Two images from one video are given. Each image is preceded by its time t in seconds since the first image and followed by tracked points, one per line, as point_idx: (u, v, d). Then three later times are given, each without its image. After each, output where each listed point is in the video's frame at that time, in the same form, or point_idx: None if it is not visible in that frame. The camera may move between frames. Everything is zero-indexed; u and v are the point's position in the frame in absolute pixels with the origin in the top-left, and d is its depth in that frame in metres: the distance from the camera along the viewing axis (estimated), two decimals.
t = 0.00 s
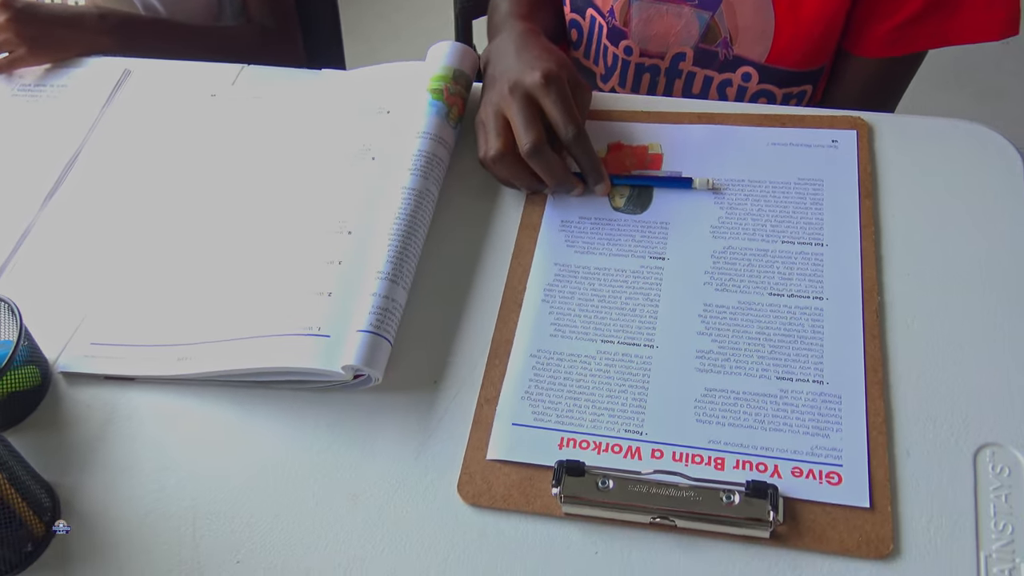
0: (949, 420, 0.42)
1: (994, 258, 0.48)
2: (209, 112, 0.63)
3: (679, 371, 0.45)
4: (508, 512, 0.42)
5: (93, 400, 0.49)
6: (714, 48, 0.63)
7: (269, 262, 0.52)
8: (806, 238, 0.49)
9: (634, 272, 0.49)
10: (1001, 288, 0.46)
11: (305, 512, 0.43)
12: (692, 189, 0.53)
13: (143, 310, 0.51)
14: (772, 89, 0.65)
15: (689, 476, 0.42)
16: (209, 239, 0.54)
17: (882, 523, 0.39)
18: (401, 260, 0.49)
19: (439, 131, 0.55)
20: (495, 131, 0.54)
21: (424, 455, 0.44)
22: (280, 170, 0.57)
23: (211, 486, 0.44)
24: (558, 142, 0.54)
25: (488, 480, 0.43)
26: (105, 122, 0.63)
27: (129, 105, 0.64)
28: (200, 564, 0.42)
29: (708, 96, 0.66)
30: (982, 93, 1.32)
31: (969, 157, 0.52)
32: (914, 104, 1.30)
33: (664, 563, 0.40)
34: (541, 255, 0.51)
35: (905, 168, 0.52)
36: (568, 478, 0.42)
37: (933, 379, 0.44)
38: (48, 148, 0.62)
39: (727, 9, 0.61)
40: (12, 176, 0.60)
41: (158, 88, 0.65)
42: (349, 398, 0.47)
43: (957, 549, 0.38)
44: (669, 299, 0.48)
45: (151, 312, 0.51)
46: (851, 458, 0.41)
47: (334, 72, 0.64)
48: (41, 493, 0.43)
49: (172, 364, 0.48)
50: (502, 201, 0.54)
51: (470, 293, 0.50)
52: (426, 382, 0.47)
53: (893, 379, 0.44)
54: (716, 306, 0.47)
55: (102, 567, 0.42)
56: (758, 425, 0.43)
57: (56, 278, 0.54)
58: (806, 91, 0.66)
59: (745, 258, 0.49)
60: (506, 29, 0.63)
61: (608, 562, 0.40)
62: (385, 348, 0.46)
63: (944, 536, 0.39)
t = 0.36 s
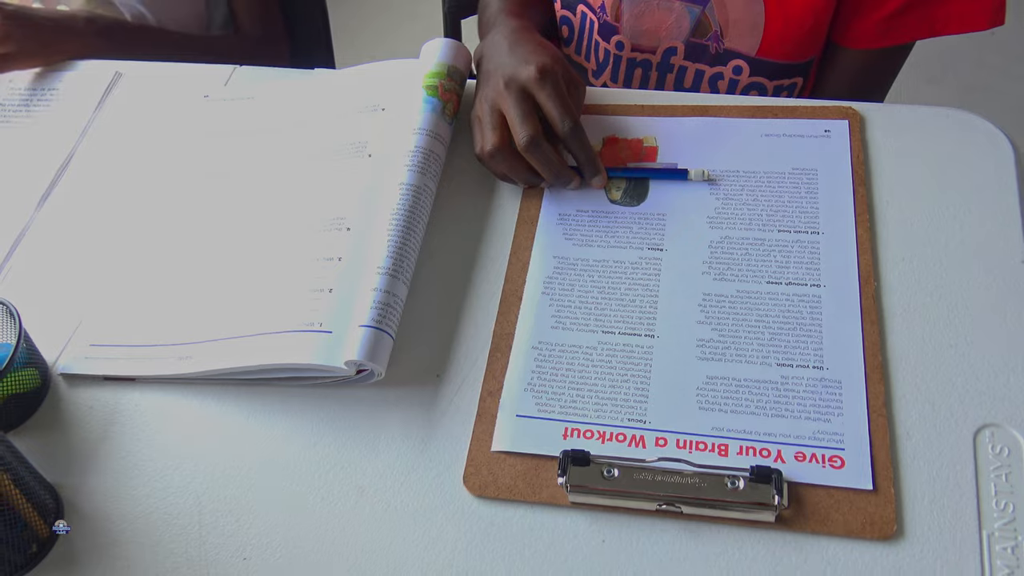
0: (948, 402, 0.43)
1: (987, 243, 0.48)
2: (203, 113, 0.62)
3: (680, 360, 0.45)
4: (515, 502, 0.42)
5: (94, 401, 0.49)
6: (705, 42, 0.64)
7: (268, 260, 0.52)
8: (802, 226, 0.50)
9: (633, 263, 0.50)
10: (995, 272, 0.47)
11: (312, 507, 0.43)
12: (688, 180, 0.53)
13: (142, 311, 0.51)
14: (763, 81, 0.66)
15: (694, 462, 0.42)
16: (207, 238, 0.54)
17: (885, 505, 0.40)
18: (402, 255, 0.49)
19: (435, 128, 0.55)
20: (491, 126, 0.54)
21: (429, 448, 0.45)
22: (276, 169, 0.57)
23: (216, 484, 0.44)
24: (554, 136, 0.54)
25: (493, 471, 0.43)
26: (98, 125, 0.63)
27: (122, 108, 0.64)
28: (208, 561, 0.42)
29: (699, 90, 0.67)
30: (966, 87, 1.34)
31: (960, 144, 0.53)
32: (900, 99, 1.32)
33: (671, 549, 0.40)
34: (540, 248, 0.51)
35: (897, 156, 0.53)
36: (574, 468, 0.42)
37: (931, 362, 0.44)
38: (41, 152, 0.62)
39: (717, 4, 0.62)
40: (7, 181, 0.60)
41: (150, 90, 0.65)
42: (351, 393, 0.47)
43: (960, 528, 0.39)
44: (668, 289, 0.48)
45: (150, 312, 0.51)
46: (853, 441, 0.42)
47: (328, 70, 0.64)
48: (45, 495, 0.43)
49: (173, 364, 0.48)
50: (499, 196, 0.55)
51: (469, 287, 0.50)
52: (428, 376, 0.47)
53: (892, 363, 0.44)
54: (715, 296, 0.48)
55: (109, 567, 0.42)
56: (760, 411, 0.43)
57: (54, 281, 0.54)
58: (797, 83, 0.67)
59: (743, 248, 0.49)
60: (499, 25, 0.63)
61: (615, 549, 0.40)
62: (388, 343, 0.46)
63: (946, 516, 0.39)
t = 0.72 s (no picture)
0: (951, 385, 0.44)
1: (984, 230, 0.49)
2: (204, 116, 0.63)
3: (687, 349, 0.46)
4: (528, 492, 0.43)
5: (104, 400, 0.49)
6: (701, 40, 0.65)
7: (274, 257, 0.52)
8: (803, 218, 0.51)
9: (637, 256, 0.50)
10: (992, 259, 0.48)
11: (326, 501, 0.44)
12: (689, 174, 0.54)
13: (149, 310, 0.52)
14: (758, 78, 0.67)
15: (704, 449, 0.43)
16: (213, 237, 0.54)
17: (892, 486, 0.41)
18: (409, 251, 0.50)
19: (439, 126, 0.55)
20: (494, 123, 0.55)
21: (441, 440, 0.45)
22: (280, 168, 0.57)
23: (229, 481, 0.45)
24: (556, 133, 0.55)
25: (506, 461, 0.44)
26: (99, 129, 0.63)
27: (123, 112, 0.64)
28: (225, 555, 0.42)
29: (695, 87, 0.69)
30: (951, 85, 1.36)
31: (953, 135, 0.54)
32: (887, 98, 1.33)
33: (684, 534, 0.41)
34: (545, 242, 0.52)
35: (893, 148, 0.54)
36: (586, 457, 0.43)
37: (933, 347, 0.45)
38: (43, 156, 0.62)
39: (713, 3, 0.63)
40: (9, 186, 0.60)
41: (151, 94, 0.65)
42: (362, 388, 0.48)
43: (966, 507, 0.40)
44: (673, 281, 0.49)
45: (158, 311, 0.51)
46: (859, 425, 0.42)
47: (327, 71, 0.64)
48: (59, 494, 0.43)
49: (182, 362, 0.48)
50: (503, 192, 0.55)
51: (476, 282, 0.51)
52: (438, 370, 0.48)
53: (894, 349, 0.45)
54: (719, 286, 0.48)
55: (125, 563, 0.42)
56: (767, 398, 0.44)
57: (60, 283, 0.54)
58: (791, 81, 0.68)
59: (745, 239, 0.50)
60: (498, 26, 0.63)
61: (628, 535, 0.41)
62: (398, 337, 0.47)
63: (952, 495, 0.40)
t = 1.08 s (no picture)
0: (952, 375, 0.44)
1: (979, 223, 0.50)
2: (207, 121, 0.63)
3: (691, 343, 0.47)
4: (538, 485, 0.43)
5: (114, 403, 0.49)
6: (697, 42, 0.66)
7: (281, 259, 0.52)
8: (802, 213, 0.52)
9: (640, 253, 0.51)
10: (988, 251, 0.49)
11: (338, 497, 0.44)
12: (689, 172, 0.55)
13: (157, 312, 0.52)
14: (754, 78, 0.69)
15: (710, 440, 0.43)
16: (219, 239, 0.55)
17: (896, 473, 0.41)
18: (416, 251, 0.50)
19: (442, 128, 0.56)
20: (496, 124, 0.55)
21: (450, 436, 0.45)
22: (284, 172, 0.58)
23: (241, 480, 0.45)
24: (558, 133, 0.55)
25: (515, 456, 0.44)
26: (102, 136, 0.64)
27: (126, 118, 0.65)
28: (238, 553, 0.43)
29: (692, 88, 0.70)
30: (938, 89, 1.38)
31: (948, 131, 0.55)
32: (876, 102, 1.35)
33: (693, 524, 0.41)
34: (548, 241, 0.52)
35: (888, 145, 0.55)
36: (594, 449, 0.43)
37: (933, 338, 0.46)
38: (46, 163, 0.62)
39: (709, 4, 0.64)
40: (13, 193, 0.60)
41: (153, 100, 0.66)
42: (370, 386, 0.48)
43: (969, 493, 0.40)
44: (675, 276, 0.50)
45: (165, 314, 0.52)
46: (862, 414, 0.43)
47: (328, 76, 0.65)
48: (72, 494, 0.43)
49: (192, 364, 0.49)
50: (505, 193, 0.56)
51: (481, 281, 0.52)
52: (446, 367, 0.48)
53: (895, 340, 0.46)
54: (722, 281, 0.49)
55: (138, 562, 0.43)
56: (771, 389, 0.45)
57: (67, 288, 0.54)
58: (785, 81, 0.70)
59: (746, 235, 0.51)
60: (497, 30, 0.64)
61: (638, 526, 0.41)
62: (406, 335, 0.47)
63: (955, 482, 0.41)
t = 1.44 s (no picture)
0: (959, 361, 0.45)
1: (982, 212, 0.51)
2: (215, 125, 0.64)
3: (703, 335, 0.47)
4: (555, 477, 0.44)
5: (130, 404, 0.49)
6: (697, 41, 0.67)
7: (293, 260, 0.53)
8: (807, 206, 0.52)
9: (649, 248, 0.52)
10: (992, 240, 0.50)
11: (356, 493, 0.44)
12: (695, 168, 0.55)
13: (171, 314, 0.52)
14: (754, 76, 0.70)
15: (724, 429, 0.44)
16: (230, 241, 0.55)
17: (909, 458, 0.42)
18: (427, 248, 0.51)
19: (450, 128, 0.56)
20: (504, 124, 0.56)
21: (466, 430, 0.46)
22: (292, 174, 0.58)
23: (259, 478, 0.45)
24: (565, 131, 0.56)
25: (532, 448, 0.44)
26: (109, 141, 0.64)
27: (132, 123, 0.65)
28: (258, 549, 0.43)
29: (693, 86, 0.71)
30: (930, 87, 1.39)
31: (948, 124, 0.56)
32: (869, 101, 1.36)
33: (709, 511, 0.42)
34: (558, 238, 0.53)
35: (890, 138, 0.56)
36: (610, 441, 0.44)
37: (940, 325, 0.46)
38: (54, 168, 0.62)
39: (709, 3, 0.65)
40: (22, 199, 0.60)
41: (159, 105, 0.66)
42: (385, 383, 0.49)
43: (980, 476, 0.41)
44: (685, 270, 0.50)
45: (179, 316, 0.52)
46: (873, 401, 0.44)
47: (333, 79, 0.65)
48: (92, 494, 0.44)
49: (207, 364, 0.49)
50: (513, 191, 0.56)
51: (492, 277, 0.52)
52: (460, 363, 0.49)
53: (903, 328, 0.47)
54: (731, 274, 0.50)
55: (159, 560, 0.43)
56: (783, 378, 0.45)
57: (79, 292, 0.55)
58: (785, 78, 0.71)
59: (752, 229, 0.52)
60: (500, 31, 0.65)
61: (655, 515, 0.42)
62: (420, 331, 0.48)
63: (967, 465, 0.41)
